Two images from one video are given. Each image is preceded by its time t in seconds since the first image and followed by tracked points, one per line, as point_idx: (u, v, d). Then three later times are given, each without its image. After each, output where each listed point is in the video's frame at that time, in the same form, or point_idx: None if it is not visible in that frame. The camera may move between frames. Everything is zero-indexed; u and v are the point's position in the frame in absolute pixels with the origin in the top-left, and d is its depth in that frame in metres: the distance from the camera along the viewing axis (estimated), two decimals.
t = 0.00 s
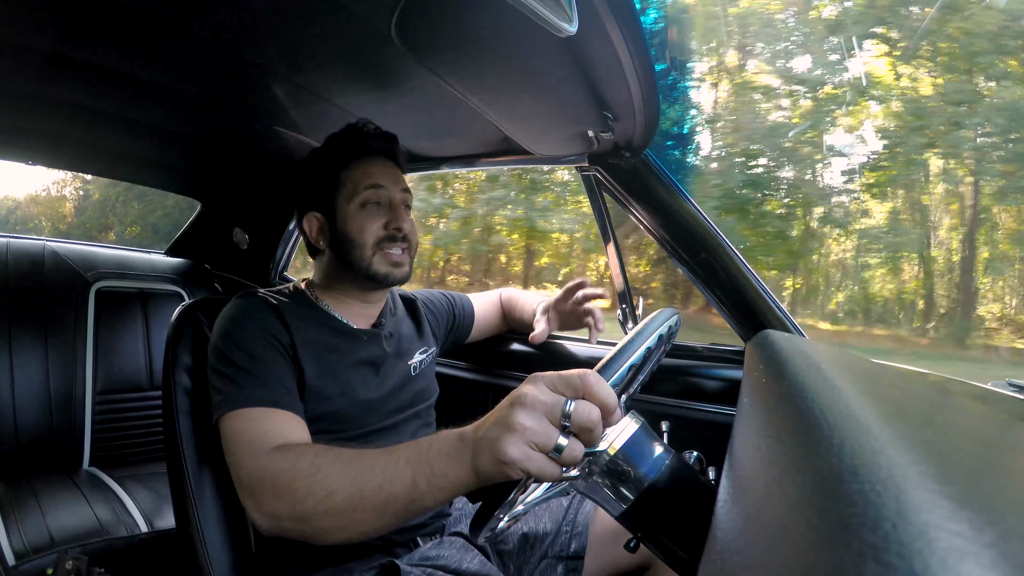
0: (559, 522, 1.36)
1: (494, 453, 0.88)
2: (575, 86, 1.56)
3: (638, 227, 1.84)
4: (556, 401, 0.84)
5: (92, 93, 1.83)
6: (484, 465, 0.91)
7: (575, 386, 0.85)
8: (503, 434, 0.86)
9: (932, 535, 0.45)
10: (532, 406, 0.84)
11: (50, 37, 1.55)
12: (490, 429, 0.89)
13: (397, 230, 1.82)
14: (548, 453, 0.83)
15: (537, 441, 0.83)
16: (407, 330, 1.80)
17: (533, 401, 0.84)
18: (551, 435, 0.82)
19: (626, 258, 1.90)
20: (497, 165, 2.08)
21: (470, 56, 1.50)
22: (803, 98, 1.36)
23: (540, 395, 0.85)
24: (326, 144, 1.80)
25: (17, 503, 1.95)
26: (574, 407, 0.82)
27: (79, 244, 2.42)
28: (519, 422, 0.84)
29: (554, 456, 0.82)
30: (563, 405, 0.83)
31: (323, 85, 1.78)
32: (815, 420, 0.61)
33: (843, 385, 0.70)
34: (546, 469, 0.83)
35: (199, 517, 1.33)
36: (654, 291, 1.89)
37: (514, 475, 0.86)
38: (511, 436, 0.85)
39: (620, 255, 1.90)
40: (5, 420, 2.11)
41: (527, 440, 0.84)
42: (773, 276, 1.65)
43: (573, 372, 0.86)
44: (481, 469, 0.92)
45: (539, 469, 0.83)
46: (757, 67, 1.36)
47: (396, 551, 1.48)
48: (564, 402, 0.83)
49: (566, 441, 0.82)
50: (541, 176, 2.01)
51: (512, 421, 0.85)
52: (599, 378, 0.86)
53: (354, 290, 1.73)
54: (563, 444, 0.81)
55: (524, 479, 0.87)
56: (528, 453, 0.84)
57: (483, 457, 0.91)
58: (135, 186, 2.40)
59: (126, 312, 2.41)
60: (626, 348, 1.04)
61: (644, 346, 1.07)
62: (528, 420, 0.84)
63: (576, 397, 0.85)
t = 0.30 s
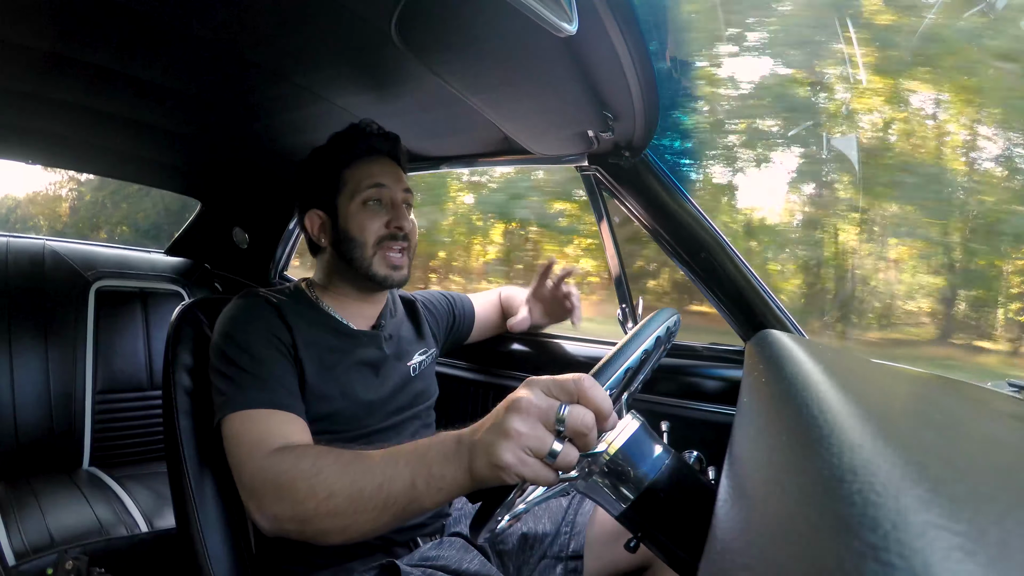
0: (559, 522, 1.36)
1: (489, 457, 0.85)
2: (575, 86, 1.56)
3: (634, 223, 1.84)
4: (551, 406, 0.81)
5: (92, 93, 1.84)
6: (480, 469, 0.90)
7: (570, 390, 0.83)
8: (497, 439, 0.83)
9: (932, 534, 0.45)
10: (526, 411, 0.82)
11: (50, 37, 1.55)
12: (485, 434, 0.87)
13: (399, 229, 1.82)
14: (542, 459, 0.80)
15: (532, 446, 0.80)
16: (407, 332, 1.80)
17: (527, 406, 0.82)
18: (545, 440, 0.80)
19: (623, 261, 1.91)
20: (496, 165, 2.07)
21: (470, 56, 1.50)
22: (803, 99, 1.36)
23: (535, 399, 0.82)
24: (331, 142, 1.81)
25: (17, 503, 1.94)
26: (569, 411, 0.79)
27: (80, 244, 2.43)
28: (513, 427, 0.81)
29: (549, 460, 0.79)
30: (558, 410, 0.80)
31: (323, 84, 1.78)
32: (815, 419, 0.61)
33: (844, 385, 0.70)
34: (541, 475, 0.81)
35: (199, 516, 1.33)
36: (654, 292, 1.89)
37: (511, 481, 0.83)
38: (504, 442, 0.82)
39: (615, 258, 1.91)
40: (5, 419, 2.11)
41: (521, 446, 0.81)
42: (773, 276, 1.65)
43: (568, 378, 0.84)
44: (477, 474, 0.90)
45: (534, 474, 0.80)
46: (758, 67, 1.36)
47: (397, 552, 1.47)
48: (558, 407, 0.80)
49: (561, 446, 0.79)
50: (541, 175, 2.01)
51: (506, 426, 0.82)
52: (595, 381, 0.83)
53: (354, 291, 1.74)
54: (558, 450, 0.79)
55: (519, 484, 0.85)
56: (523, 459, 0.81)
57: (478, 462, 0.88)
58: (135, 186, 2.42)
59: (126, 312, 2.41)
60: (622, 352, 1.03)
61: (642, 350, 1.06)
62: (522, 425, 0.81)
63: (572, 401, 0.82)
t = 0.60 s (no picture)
0: (559, 522, 1.36)
1: (484, 463, 0.85)
2: (575, 86, 1.56)
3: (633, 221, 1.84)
4: (545, 414, 0.81)
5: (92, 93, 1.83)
6: (473, 474, 0.90)
7: (566, 399, 0.81)
8: (492, 445, 0.84)
9: (932, 535, 0.45)
10: (520, 419, 0.81)
11: (50, 38, 1.55)
12: (481, 439, 0.87)
13: (377, 221, 1.82)
14: (536, 466, 0.81)
15: (526, 454, 0.81)
16: (402, 329, 1.80)
17: (521, 414, 0.81)
18: (539, 448, 0.80)
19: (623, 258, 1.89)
20: (496, 165, 2.07)
21: (471, 56, 1.50)
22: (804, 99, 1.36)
23: (529, 407, 0.81)
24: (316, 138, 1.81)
25: (17, 503, 1.94)
26: (563, 421, 0.79)
27: (80, 244, 2.43)
28: (507, 435, 0.82)
29: (543, 469, 0.80)
30: (552, 420, 0.80)
31: (322, 84, 1.78)
32: (815, 419, 0.62)
33: (844, 386, 0.70)
34: (534, 482, 0.82)
35: (199, 517, 1.33)
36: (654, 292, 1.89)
37: (505, 488, 0.84)
38: (499, 449, 0.82)
39: (615, 255, 1.89)
40: (5, 420, 2.11)
41: (515, 454, 0.81)
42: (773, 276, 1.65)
43: (563, 385, 0.82)
44: (472, 476, 0.91)
45: (528, 481, 0.81)
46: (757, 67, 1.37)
47: (397, 551, 1.47)
48: (553, 417, 0.80)
49: (555, 454, 0.80)
50: (541, 176, 2.01)
51: (500, 434, 0.82)
52: (590, 392, 0.81)
53: (338, 281, 1.74)
54: (552, 458, 0.79)
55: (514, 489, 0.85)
56: (517, 466, 0.81)
57: (474, 466, 0.88)
58: (133, 186, 2.42)
59: (125, 312, 2.41)
60: (617, 356, 1.02)
61: (637, 353, 1.04)
62: (517, 433, 0.81)
63: (567, 411, 0.81)
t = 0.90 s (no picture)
0: (559, 522, 1.36)
1: (480, 470, 0.85)
2: (575, 86, 1.56)
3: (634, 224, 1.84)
4: (539, 423, 0.80)
5: (92, 93, 1.83)
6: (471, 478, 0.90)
7: (558, 409, 0.80)
8: (487, 453, 0.84)
9: (932, 534, 0.45)
10: (514, 427, 0.81)
11: (51, 37, 1.55)
12: (477, 445, 0.87)
13: (352, 227, 1.78)
14: (532, 473, 0.81)
15: (521, 462, 0.81)
16: (402, 333, 1.80)
17: (515, 422, 0.81)
18: (533, 456, 0.80)
19: (623, 258, 1.91)
20: (495, 165, 2.08)
21: (471, 56, 1.50)
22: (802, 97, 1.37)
23: (522, 415, 0.81)
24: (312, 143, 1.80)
25: (18, 503, 1.94)
26: (557, 430, 0.79)
27: (80, 244, 2.43)
28: (502, 444, 0.81)
29: (538, 475, 0.80)
30: (546, 428, 0.79)
31: (323, 84, 1.78)
32: (814, 419, 0.62)
33: (843, 386, 0.70)
34: (530, 488, 0.82)
35: (199, 518, 1.33)
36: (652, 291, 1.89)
37: (501, 493, 0.84)
38: (493, 457, 0.82)
39: (615, 256, 1.91)
40: (5, 420, 2.11)
41: (510, 462, 0.81)
42: (773, 276, 1.65)
43: (556, 393, 0.80)
44: (468, 481, 0.91)
45: (523, 487, 0.82)
46: (758, 65, 1.37)
47: (397, 551, 1.47)
48: (546, 426, 0.79)
49: (549, 462, 0.80)
50: (541, 175, 2.01)
51: (495, 441, 0.82)
52: (584, 401, 0.80)
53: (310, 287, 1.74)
54: (547, 464, 0.80)
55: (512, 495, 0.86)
56: (511, 474, 0.82)
57: (471, 472, 0.89)
58: (133, 185, 2.42)
59: (126, 311, 2.41)
60: (615, 360, 1.01)
61: (637, 355, 1.04)
62: (510, 441, 0.81)
63: (560, 420, 0.80)
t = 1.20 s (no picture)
0: (559, 522, 1.36)
1: (484, 464, 0.85)
2: (575, 86, 1.56)
3: (637, 227, 1.83)
4: (545, 416, 0.81)
5: (93, 93, 1.83)
6: (473, 475, 0.90)
7: (565, 402, 0.81)
8: (491, 447, 0.83)
9: (932, 534, 0.45)
10: (520, 419, 0.81)
11: (51, 37, 1.55)
12: (481, 439, 0.87)
13: (370, 230, 1.79)
14: (536, 467, 0.81)
15: (526, 455, 0.80)
16: (403, 334, 1.80)
17: (520, 414, 0.81)
18: (538, 449, 0.80)
19: (623, 257, 1.90)
20: (495, 165, 2.08)
21: (471, 56, 1.50)
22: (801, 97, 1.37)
23: (527, 407, 0.82)
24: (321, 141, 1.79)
25: (18, 503, 1.94)
26: (563, 424, 0.80)
27: (80, 243, 2.43)
28: (507, 436, 0.81)
29: (542, 469, 0.80)
30: (552, 421, 0.80)
31: (323, 84, 1.78)
32: (814, 419, 0.62)
33: (843, 385, 0.70)
34: (533, 483, 0.81)
35: (199, 515, 1.33)
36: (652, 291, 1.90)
37: (505, 488, 0.84)
38: (498, 450, 0.82)
39: (615, 255, 1.90)
40: (5, 420, 2.11)
41: (514, 455, 0.81)
42: (773, 276, 1.65)
43: (563, 388, 0.82)
44: (471, 477, 0.91)
45: (527, 482, 0.81)
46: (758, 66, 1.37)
47: (396, 551, 1.47)
48: (553, 419, 0.80)
49: (554, 455, 0.80)
50: (541, 175, 2.01)
51: (500, 435, 0.82)
52: (590, 395, 0.82)
53: (327, 286, 1.73)
54: (552, 458, 0.80)
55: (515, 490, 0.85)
56: (516, 467, 0.81)
57: (474, 467, 0.89)
58: (133, 185, 2.42)
59: (126, 311, 2.41)
60: (618, 355, 1.02)
61: (637, 354, 1.04)
62: (517, 434, 0.81)
63: (566, 413, 0.81)
